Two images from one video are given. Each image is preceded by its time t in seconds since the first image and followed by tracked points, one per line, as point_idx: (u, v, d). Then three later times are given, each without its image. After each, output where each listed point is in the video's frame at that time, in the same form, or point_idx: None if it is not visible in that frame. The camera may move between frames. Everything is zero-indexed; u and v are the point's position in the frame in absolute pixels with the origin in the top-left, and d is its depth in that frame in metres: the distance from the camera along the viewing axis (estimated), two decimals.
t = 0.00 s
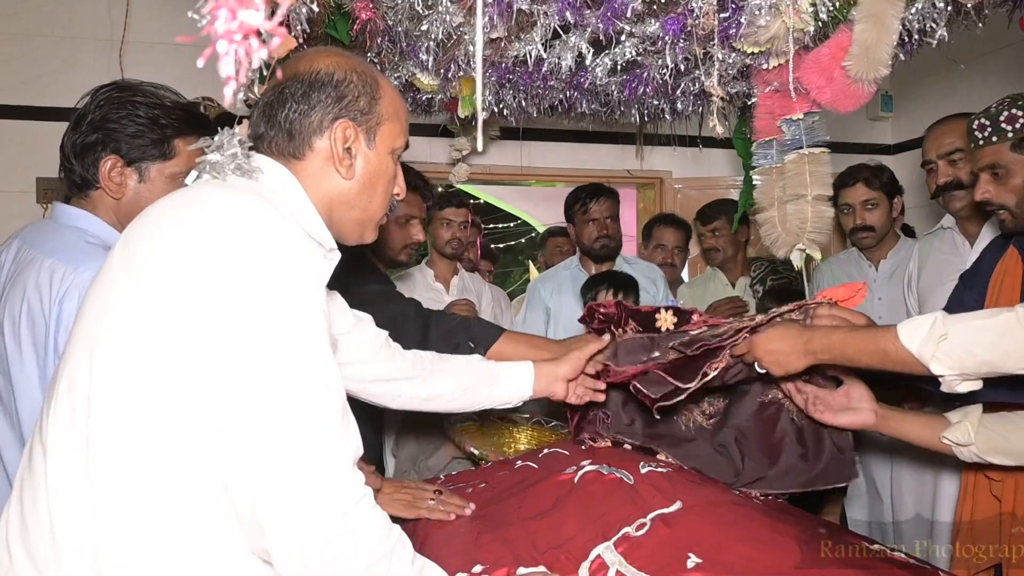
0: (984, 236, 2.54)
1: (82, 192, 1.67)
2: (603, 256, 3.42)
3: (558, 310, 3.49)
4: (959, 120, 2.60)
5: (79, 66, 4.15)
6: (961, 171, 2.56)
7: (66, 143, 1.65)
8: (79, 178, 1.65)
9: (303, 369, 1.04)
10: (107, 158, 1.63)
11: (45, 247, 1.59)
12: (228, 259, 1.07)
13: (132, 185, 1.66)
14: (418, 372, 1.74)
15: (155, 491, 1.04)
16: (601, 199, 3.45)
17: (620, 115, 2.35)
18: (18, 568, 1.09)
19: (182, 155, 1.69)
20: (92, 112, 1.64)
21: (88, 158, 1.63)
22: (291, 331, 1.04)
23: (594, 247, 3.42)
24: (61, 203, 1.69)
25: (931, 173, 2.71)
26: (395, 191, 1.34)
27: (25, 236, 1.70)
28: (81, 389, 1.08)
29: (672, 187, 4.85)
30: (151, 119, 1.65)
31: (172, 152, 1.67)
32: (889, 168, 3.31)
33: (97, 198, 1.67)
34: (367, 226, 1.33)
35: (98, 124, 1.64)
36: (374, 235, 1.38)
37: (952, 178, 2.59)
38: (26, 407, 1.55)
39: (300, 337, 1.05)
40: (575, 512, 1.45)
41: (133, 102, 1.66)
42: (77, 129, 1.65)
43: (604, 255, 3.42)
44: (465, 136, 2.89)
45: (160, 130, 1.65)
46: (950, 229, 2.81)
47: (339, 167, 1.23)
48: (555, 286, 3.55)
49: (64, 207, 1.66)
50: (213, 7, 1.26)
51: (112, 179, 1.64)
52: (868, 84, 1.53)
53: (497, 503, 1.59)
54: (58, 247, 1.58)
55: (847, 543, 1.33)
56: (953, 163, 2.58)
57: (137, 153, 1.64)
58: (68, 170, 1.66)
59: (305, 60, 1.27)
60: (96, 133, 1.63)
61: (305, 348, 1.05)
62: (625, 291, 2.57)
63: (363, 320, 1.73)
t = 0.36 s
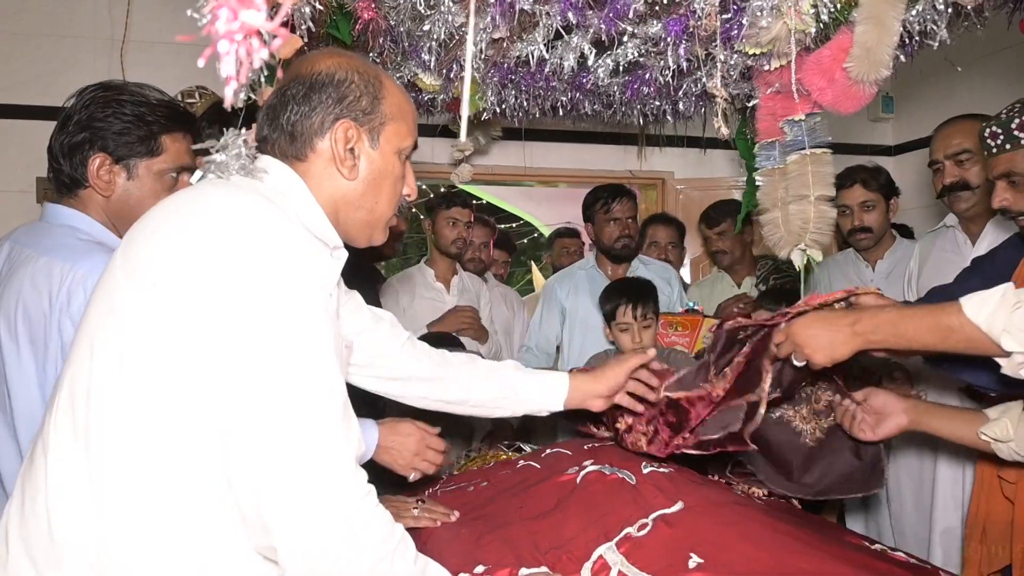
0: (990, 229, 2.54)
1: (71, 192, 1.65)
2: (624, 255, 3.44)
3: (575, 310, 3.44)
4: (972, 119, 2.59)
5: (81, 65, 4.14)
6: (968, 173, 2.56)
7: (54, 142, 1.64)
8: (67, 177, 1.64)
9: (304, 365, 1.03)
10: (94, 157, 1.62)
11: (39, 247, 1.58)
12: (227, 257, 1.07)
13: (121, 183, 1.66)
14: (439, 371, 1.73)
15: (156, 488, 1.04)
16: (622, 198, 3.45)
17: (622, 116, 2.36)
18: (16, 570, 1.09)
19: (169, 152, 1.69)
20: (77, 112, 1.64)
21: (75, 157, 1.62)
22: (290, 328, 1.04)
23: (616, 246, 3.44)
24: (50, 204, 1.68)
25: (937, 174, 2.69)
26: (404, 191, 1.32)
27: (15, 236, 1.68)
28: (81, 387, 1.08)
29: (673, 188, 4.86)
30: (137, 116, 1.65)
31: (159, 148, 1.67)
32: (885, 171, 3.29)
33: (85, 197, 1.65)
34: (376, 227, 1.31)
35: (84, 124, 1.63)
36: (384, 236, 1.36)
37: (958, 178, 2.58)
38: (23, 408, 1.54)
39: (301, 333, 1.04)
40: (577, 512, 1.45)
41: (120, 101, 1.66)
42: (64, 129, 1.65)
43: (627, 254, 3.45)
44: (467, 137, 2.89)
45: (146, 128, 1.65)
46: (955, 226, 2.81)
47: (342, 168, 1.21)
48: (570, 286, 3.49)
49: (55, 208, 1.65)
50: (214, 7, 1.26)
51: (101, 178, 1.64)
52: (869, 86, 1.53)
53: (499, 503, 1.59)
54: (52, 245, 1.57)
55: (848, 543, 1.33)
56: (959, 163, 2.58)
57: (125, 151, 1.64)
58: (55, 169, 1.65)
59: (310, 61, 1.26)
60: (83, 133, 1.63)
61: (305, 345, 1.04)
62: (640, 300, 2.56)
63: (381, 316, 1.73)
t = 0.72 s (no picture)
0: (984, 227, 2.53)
1: (69, 189, 1.64)
2: (618, 262, 3.41)
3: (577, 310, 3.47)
4: (966, 125, 2.63)
5: (70, 64, 4.11)
6: (965, 177, 2.58)
7: (52, 138, 1.63)
8: (65, 174, 1.62)
9: (301, 365, 1.01)
10: (93, 153, 1.61)
11: (38, 244, 1.57)
12: (216, 256, 1.07)
13: (120, 180, 1.65)
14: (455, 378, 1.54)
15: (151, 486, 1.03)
16: (622, 202, 3.37)
17: (620, 117, 2.37)
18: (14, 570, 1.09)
19: (171, 147, 1.68)
20: (75, 106, 1.63)
21: (74, 153, 1.61)
22: (287, 327, 1.03)
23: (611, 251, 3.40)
24: (49, 200, 1.66)
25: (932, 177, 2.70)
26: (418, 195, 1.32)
27: (12, 234, 1.66)
28: (75, 387, 1.07)
29: (671, 189, 4.86)
30: (137, 111, 1.64)
31: (161, 143, 1.66)
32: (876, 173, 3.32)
33: (85, 195, 1.64)
34: (386, 229, 1.31)
35: (81, 118, 1.62)
36: (397, 239, 1.35)
37: (953, 182, 2.61)
38: (24, 405, 1.54)
39: (298, 333, 1.03)
40: (575, 513, 1.46)
41: (120, 94, 1.65)
42: (61, 124, 1.64)
43: (621, 263, 3.40)
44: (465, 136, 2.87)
45: (148, 123, 1.65)
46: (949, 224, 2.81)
47: (348, 170, 1.21)
48: (573, 286, 3.56)
49: (56, 205, 1.64)
50: (212, 8, 1.24)
51: (100, 175, 1.63)
52: (862, 89, 1.52)
53: (497, 504, 1.59)
54: (53, 243, 1.55)
55: (844, 543, 1.34)
56: (955, 167, 2.59)
57: (125, 147, 1.63)
58: (54, 166, 1.64)
59: (319, 64, 1.26)
60: (81, 128, 1.62)
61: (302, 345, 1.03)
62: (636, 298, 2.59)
63: (403, 320, 1.58)
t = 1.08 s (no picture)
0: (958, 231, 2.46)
1: (30, 187, 1.61)
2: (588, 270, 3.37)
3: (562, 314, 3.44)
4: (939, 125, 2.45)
5: (35, 60, 4.01)
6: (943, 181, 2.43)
7: (9, 133, 1.60)
8: (25, 171, 1.59)
9: (256, 377, 0.96)
10: (53, 149, 1.58)
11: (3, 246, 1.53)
12: (157, 264, 0.99)
13: (84, 177, 1.62)
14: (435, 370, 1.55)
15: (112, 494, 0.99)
16: (594, 209, 3.34)
17: (604, 119, 2.39)
18: None
19: (137, 141, 1.65)
20: (32, 100, 1.59)
21: (35, 149, 1.58)
22: (190, 382, 0.94)
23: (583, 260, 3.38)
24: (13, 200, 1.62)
25: (908, 181, 2.51)
26: (394, 190, 1.27)
27: None
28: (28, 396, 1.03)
29: (655, 191, 4.87)
30: (100, 105, 1.61)
31: (126, 139, 1.63)
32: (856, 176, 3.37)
33: (46, 192, 1.61)
34: (364, 226, 1.27)
35: (40, 112, 1.58)
36: (374, 237, 1.32)
37: (933, 187, 2.45)
38: None
39: (258, 336, 0.98)
40: (556, 513, 1.46)
41: (82, 89, 1.61)
42: (19, 119, 1.60)
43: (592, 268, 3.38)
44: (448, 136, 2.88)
45: (112, 118, 1.61)
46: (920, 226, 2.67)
47: (320, 167, 1.17)
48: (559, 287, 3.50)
49: (20, 204, 1.59)
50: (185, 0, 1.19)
51: (62, 171, 1.59)
52: (838, 95, 1.51)
53: (479, 505, 1.59)
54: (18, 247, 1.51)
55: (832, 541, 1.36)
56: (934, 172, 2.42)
57: (88, 143, 1.60)
58: (13, 163, 1.61)
59: (285, 57, 1.20)
60: (38, 123, 1.58)
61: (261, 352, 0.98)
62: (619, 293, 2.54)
63: (387, 317, 1.59)
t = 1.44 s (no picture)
0: (910, 233, 2.52)
1: None
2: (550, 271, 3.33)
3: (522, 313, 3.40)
4: (897, 132, 2.46)
5: None
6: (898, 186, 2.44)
7: None
8: None
9: (198, 374, 0.84)
10: None
11: None
12: (72, 273, 0.87)
13: None
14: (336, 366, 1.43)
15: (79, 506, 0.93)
16: (554, 209, 3.26)
17: (568, 120, 2.40)
18: None
19: (40, 127, 1.58)
20: None
21: None
22: (128, 388, 0.83)
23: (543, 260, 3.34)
24: None
25: (866, 186, 2.52)
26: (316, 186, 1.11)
27: None
28: None
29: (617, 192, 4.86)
30: None
31: (28, 124, 1.56)
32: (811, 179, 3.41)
33: None
34: (285, 224, 1.11)
35: None
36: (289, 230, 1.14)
37: (890, 191, 2.45)
38: None
39: (175, 347, 0.84)
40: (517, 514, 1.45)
41: None
42: None
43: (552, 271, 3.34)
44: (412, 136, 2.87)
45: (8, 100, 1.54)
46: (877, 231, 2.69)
47: (252, 165, 1.00)
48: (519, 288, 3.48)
49: None
50: None
51: None
52: (795, 100, 1.53)
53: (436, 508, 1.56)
54: None
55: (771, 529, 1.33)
56: (890, 176, 2.43)
57: None
58: None
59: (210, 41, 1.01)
60: None
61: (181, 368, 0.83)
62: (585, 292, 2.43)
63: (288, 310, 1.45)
